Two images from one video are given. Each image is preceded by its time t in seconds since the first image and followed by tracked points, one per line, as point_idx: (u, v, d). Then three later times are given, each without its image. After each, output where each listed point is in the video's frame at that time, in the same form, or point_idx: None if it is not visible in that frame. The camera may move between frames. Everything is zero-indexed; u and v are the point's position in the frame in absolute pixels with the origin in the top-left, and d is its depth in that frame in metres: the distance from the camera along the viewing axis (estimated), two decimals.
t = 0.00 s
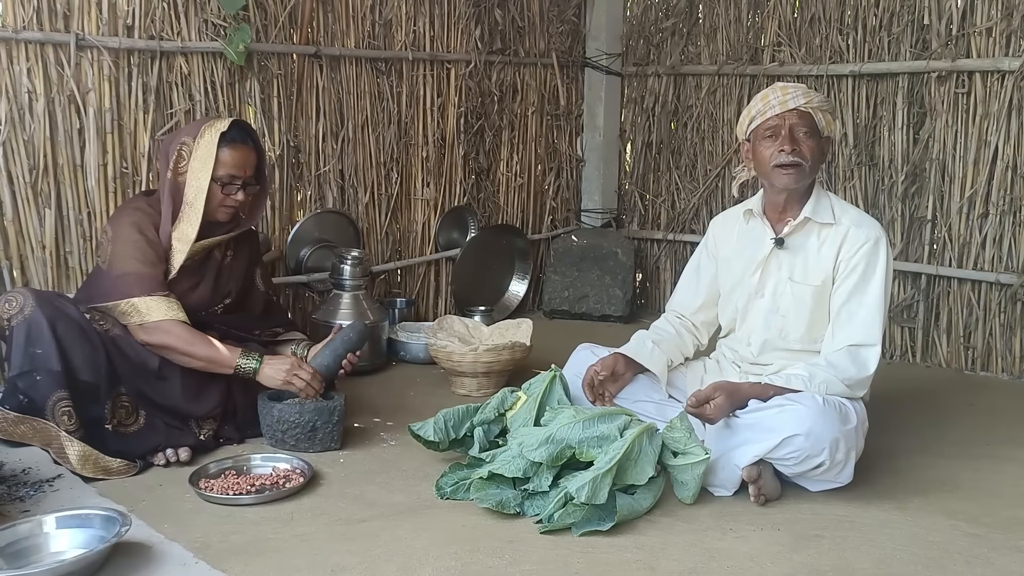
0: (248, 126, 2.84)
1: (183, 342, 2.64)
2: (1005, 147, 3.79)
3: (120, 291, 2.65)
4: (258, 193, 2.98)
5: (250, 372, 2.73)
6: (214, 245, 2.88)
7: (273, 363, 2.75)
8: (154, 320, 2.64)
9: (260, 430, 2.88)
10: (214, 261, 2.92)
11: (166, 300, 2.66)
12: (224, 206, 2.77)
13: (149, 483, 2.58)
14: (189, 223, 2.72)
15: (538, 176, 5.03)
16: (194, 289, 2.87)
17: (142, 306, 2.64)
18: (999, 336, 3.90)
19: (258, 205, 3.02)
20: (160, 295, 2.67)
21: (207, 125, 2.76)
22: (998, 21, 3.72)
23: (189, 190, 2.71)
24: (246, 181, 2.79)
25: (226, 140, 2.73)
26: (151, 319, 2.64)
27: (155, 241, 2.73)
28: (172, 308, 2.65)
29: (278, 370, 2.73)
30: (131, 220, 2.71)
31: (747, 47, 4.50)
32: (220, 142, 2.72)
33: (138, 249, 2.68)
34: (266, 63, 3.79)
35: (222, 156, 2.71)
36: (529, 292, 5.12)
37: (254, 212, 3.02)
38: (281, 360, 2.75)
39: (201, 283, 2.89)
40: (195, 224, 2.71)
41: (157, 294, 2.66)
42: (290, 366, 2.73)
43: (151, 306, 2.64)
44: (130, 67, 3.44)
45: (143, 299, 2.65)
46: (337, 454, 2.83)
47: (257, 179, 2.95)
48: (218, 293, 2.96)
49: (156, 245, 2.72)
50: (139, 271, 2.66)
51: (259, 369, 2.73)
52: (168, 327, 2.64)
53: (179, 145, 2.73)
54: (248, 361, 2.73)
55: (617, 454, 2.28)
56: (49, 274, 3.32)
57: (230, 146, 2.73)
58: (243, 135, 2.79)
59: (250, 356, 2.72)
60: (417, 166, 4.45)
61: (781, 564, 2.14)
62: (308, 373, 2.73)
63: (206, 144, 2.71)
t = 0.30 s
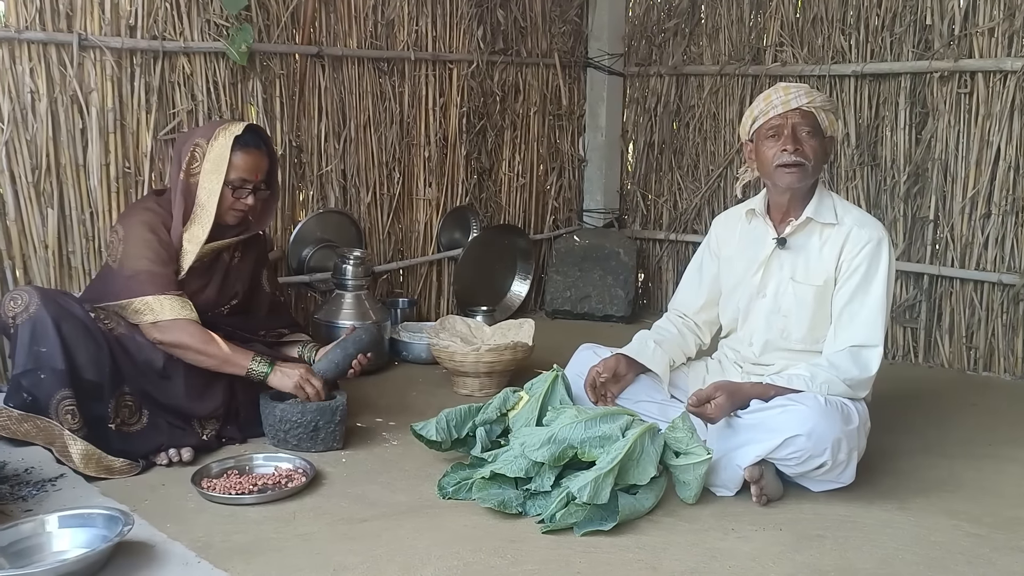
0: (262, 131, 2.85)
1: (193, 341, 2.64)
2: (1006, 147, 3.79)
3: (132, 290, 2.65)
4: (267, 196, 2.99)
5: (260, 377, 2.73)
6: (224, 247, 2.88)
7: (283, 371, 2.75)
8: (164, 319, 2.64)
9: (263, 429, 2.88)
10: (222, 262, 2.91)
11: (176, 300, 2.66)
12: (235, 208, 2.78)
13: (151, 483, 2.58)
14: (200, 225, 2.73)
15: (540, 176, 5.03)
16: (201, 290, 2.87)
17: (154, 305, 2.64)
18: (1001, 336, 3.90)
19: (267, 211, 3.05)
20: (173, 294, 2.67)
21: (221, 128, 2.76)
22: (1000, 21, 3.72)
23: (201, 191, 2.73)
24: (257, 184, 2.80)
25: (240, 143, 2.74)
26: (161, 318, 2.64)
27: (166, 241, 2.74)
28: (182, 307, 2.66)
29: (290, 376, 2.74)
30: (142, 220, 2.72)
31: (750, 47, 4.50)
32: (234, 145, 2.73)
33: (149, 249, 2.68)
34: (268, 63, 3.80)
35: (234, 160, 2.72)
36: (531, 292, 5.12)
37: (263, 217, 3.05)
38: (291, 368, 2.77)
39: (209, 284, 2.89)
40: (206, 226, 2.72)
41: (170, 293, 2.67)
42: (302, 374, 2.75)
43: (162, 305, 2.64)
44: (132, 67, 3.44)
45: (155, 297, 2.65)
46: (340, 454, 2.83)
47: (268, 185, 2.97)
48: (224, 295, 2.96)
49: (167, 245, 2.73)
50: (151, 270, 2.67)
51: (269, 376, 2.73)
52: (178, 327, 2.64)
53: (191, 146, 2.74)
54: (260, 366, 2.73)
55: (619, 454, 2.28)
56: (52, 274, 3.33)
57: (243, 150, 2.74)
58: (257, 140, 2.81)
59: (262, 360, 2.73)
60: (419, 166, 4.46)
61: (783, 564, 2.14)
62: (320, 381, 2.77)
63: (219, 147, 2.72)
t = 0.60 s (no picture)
0: (263, 132, 2.87)
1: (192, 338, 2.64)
2: (1009, 147, 3.78)
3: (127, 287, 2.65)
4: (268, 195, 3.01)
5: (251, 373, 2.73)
6: (223, 244, 2.88)
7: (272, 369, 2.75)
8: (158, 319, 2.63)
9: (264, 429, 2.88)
10: (221, 259, 2.91)
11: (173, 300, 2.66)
12: (234, 208, 2.79)
13: (153, 482, 2.58)
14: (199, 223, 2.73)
15: (543, 176, 5.03)
16: (200, 288, 2.86)
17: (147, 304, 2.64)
18: (1004, 336, 3.89)
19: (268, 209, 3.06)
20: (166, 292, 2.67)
21: (222, 127, 2.77)
22: (1002, 21, 3.72)
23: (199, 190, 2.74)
24: (256, 184, 2.82)
25: (240, 144, 2.75)
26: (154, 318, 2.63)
27: (163, 239, 2.74)
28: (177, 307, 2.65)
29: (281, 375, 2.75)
30: (141, 218, 2.73)
31: (752, 47, 4.50)
32: (234, 145, 2.74)
33: (145, 245, 2.68)
34: (270, 62, 3.80)
35: (235, 160, 2.74)
36: (533, 292, 5.12)
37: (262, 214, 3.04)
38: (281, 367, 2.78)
39: (208, 281, 2.88)
40: (205, 224, 2.73)
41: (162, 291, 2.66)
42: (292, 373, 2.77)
43: (157, 304, 2.64)
44: (135, 67, 3.45)
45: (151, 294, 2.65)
46: (342, 454, 2.83)
47: (268, 185, 3.00)
48: (224, 292, 2.95)
49: (164, 243, 2.73)
50: (146, 267, 2.67)
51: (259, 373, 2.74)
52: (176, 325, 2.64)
53: (192, 144, 2.75)
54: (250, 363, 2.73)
55: (621, 454, 2.28)
56: (54, 274, 3.33)
57: (243, 151, 2.76)
58: (258, 141, 2.82)
59: (254, 357, 2.74)
60: (421, 166, 4.46)
61: (785, 564, 2.14)
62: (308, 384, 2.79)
63: (220, 146, 2.73)
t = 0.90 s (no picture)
0: (260, 131, 2.88)
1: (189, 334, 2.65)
2: (1011, 148, 3.78)
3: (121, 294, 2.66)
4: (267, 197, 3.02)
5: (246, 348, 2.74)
6: (220, 244, 2.87)
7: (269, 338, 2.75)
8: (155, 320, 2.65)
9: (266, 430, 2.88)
10: (219, 261, 2.91)
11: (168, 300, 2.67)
12: (232, 207, 2.79)
13: (155, 483, 2.59)
14: (196, 223, 2.73)
15: (544, 177, 5.03)
16: (198, 289, 2.86)
17: (139, 309, 2.65)
18: (1006, 337, 3.89)
19: (266, 209, 3.07)
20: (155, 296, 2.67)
21: (220, 126, 2.77)
22: (1004, 22, 3.72)
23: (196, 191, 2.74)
24: (254, 184, 2.82)
25: (238, 144, 2.76)
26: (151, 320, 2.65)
27: (158, 240, 2.73)
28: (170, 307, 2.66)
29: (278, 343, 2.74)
30: (137, 220, 2.72)
31: (753, 48, 4.50)
32: (232, 145, 2.75)
33: (140, 248, 2.68)
34: (271, 63, 3.80)
35: (233, 160, 2.74)
36: (535, 292, 5.12)
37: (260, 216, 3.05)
38: (277, 333, 2.76)
39: (207, 283, 2.88)
40: (202, 224, 2.72)
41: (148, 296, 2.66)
42: (290, 340, 2.74)
43: (148, 307, 2.65)
44: (136, 68, 3.45)
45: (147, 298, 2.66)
46: (343, 454, 2.84)
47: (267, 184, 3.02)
48: (223, 293, 2.95)
49: (159, 245, 2.72)
50: (138, 271, 2.66)
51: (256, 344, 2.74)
52: (171, 325, 2.64)
53: (190, 145, 2.75)
54: (243, 338, 2.73)
55: (622, 454, 2.28)
56: (56, 274, 3.33)
57: (241, 151, 2.76)
58: (254, 140, 2.83)
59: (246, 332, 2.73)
60: (423, 167, 4.46)
61: (786, 564, 2.14)
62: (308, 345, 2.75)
63: (218, 146, 2.73)
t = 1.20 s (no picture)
0: (266, 138, 2.86)
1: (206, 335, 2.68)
2: (1011, 149, 3.78)
3: (136, 294, 2.69)
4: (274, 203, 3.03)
5: (265, 352, 2.77)
6: (228, 249, 2.90)
7: (286, 343, 2.77)
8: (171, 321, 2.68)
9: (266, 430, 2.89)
10: (223, 266, 2.94)
11: (184, 302, 2.70)
12: (239, 214, 2.79)
13: (155, 484, 2.59)
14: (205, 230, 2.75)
15: (545, 178, 5.03)
16: (203, 293, 2.88)
17: (155, 309, 2.68)
18: (1007, 338, 3.89)
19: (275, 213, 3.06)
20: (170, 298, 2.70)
21: (225, 133, 2.78)
22: (1004, 23, 3.71)
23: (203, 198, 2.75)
24: (260, 192, 2.81)
25: (243, 151, 2.75)
26: (166, 321, 2.68)
27: (167, 244, 2.76)
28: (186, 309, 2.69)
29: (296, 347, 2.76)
30: (144, 223, 2.74)
31: (754, 49, 4.50)
32: (237, 153, 2.74)
33: (149, 251, 2.70)
34: (272, 65, 3.80)
35: (237, 168, 2.73)
36: (536, 293, 5.12)
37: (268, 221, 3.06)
38: (294, 338, 2.78)
39: (211, 287, 2.91)
40: (210, 233, 2.74)
41: (166, 297, 2.69)
42: (306, 347, 2.76)
43: (163, 310, 2.68)
44: (137, 69, 3.45)
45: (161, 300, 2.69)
46: (344, 455, 2.84)
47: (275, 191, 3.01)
48: (227, 296, 2.98)
49: (169, 249, 2.75)
50: (151, 275, 2.69)
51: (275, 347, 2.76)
52: (188, 327, 2.67)
53: (195, 152, 2.76)
54: (262, 341, 2.76)
55: (622, 455, 2.28)
56: (57, 275, 3.34)
57: (246, 158, 2.75)
58: (260, 146, 2.81)
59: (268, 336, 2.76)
60: (423, 168, 4.46)
61: (787, 565, 2.14)
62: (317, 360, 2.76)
63: (223, 154, 2.74)
